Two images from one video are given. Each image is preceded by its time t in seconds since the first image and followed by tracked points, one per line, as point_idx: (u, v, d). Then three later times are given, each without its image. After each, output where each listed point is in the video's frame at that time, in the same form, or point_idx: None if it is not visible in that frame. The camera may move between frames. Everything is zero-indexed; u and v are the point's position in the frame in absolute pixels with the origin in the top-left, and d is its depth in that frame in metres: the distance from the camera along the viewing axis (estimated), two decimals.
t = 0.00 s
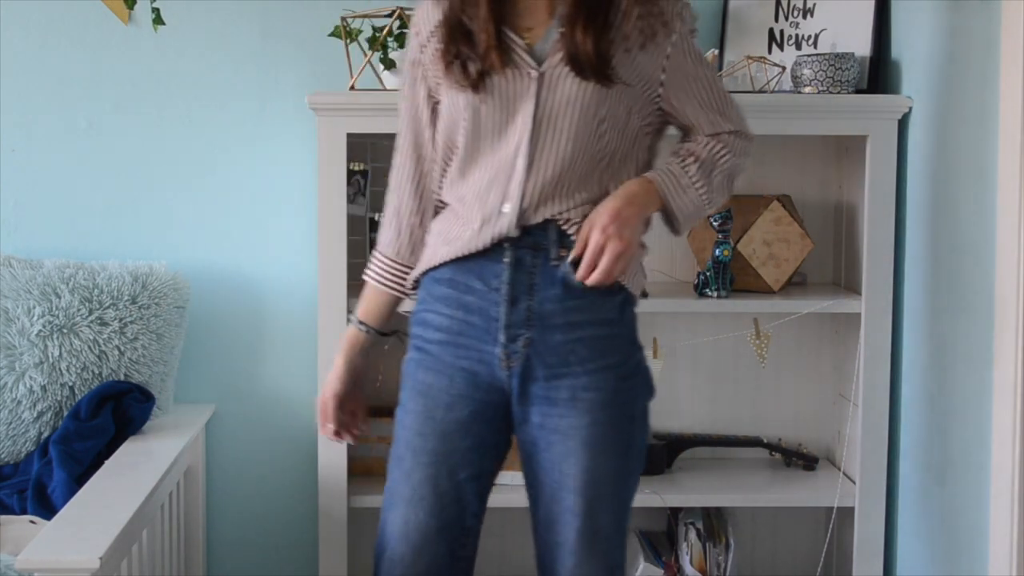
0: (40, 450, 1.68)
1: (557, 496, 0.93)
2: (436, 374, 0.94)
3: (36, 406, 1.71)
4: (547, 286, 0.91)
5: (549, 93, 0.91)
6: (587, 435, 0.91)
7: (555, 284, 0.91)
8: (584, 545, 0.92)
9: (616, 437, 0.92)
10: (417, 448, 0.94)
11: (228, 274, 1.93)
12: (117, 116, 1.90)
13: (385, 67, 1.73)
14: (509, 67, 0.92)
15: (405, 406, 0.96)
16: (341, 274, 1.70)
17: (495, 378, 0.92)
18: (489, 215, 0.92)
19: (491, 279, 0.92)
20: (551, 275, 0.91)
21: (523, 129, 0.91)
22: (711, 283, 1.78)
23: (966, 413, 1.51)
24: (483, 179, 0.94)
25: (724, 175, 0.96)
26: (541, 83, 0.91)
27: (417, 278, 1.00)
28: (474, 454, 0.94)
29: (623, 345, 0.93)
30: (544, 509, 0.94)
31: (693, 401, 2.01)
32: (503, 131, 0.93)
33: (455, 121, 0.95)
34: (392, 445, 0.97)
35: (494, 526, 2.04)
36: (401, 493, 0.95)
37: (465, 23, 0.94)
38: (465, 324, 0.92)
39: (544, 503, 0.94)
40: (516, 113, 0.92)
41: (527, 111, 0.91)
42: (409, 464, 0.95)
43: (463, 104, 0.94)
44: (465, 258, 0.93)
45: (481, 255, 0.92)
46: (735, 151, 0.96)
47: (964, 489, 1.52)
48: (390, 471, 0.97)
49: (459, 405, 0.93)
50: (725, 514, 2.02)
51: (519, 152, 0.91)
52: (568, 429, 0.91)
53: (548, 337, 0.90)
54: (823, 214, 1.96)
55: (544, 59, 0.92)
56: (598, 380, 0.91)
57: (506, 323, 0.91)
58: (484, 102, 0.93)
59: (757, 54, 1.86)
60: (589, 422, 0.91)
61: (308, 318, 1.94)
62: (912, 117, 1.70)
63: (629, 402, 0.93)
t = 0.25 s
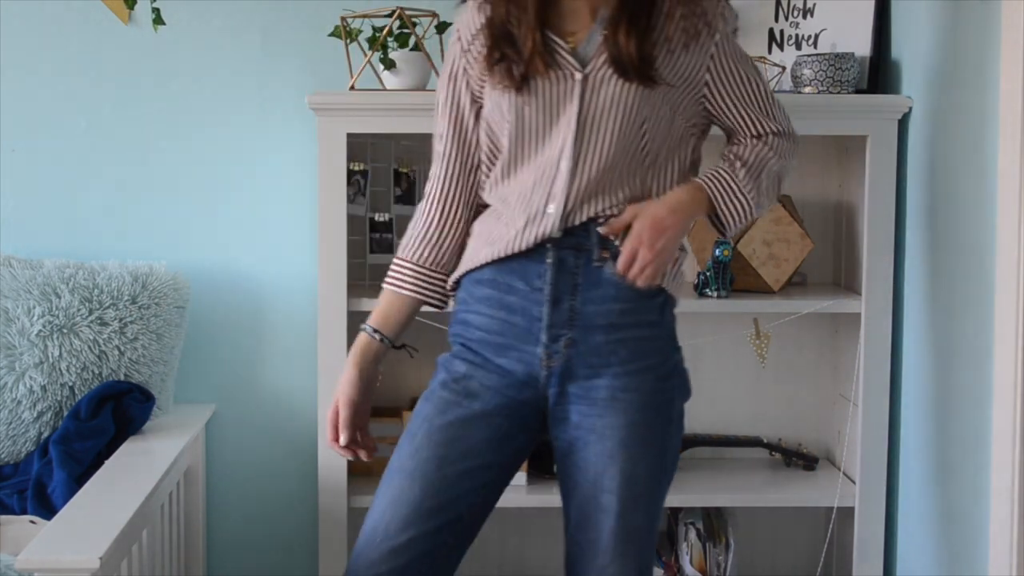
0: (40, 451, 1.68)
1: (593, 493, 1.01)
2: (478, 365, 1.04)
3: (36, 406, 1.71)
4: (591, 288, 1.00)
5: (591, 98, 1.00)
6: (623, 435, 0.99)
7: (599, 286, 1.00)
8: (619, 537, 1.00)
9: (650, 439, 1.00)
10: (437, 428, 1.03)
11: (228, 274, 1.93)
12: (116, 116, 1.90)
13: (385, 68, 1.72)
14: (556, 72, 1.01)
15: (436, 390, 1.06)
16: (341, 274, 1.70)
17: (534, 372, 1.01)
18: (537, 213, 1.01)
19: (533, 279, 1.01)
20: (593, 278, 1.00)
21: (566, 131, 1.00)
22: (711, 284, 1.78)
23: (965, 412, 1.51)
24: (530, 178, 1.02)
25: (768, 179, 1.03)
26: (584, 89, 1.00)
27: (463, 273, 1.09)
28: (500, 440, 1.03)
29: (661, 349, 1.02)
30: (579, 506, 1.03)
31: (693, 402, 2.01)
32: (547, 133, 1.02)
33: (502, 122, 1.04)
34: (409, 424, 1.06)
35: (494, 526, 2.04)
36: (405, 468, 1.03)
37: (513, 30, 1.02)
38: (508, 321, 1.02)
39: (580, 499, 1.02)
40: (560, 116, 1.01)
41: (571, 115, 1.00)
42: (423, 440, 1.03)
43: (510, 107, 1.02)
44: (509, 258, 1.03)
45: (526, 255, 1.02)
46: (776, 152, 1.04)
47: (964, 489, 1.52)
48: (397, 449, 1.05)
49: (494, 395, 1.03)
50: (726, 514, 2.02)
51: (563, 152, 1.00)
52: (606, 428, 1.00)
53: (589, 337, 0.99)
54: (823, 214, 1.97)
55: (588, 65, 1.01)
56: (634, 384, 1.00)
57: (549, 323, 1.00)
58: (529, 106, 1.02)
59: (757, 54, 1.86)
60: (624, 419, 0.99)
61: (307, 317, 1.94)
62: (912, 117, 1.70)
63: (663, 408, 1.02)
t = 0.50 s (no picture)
0: (40, 450, 1.68)
1: (612, 493, 1.03)
2: (497, 360, 1.06)
3: (36, 406, 1.71)
4: (613, 288, 1.03)
5: (618, 101, 1.03)
6: (642, 435, 1.02)
7: (620, 287, 1.03)
8: (636, 537, 1.02)
9: (668, 440, 1.03)
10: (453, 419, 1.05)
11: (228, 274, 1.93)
12: (116, 116, 1.90)
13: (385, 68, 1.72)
14: (586, 72, 1.04)
15: (451, 382, 1.08)
16: (341, 273, 1.70)
17: (554, 371, 1.04)
18: (561, 211, 1.03)
19: (557, 278, 1.04)
20: (616, 279, 1.03)
21: (593, 131, 1.03)
22: (711, 284, 1.78)
23: (965, 412, 1.51)
24: (553, 176, 1.04)
25: (782, 200, 1.08)
26: (612, 91, 1.03)
27: (482, 272, 1.11)
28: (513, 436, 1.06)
29: (676, 351, 1.06)
30: (597, 506, 1.05)
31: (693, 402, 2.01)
32: (572, 132, 1.04)
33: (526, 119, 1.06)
34: (423, 413, 1.07)
35: (494, 527, 2.04)
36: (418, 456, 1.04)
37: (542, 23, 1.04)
38: (531, 320, 1.05)
39: (598, 499, 1.04)
40: (587, 117, 1.03)
41: (597, 115, 1.03)
42: (438, 430, 1.05)
43: (535, 103, 1.04)
44: (533, 257, 1.05)
45: (549, 254, 1.04)
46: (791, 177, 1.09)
47: (964, 489, 1.52)
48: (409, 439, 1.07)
49: (513, 390, 1.05)
50: (726, 515, 2.02)
51: (588, 152, 1.02)
52: (626, 427, 1.02)
53: (610, 336, 1.03)
54: (823, 215, 1.97)
55: (617, 67, 1.04)
56: (653, 385, 1.03)
57: (571, 322, 1.03)
58: (555, 103, 1.04)
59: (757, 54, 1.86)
60: (644, 419, 1.02)
61: (308, 317, 1.94)
62: (912, 117, 1.70)
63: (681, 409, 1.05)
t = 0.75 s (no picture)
0: (40, 450, 1.68)
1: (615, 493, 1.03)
2: (500, 357, 1.07)
3: (36, 406, 1.71)
4: (617, 290, 1.03)
5: (627, 104, 1.03)
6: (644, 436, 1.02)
7: (624, 289, 1.03)
8: (637, 537, 1.02)
9: (670, 439, 1.03)
10: (454, 414, 1.05)
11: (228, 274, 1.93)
12: (116, 116, 1.89)
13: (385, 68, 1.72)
14: (594, 74, 1.04)
15: (453, 376, 1.08)
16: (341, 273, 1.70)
17: (557, 370, 1.04)
18: (567, 214, 1.03)
19: (561, 278, 1.04)
20: (620, 280, 1.03)
21: (601, 134, 1.03)
22: (711, 284, 1.78)
23: (965, 412, 1.51)
24: (560, 178, 1.05)
25: (787, 208, 1.08)
26: (621, 94, 1.03)
27: (485, 270, 1.12)
28: (515, 432, 1.06)
29: (680, 351, 1.06)
30: (597, 506, 1.05)
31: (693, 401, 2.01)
32: (580, 134, 1.04)
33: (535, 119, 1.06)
34: (424, 407, 1.08)
35: (494, 527, 2.04)
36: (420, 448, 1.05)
37: (555, 23, 1.04)
38: (534, 319, 1.05)
39: (599, 499, 1.05)
40: (596, 119, 1.04)
41: (606, 118, 1.03)
42: (440, 424, 1.05)
43: (544, 104, 1.05)
44: (537, 257, 1.05)
45: (553, 255, 1.04)
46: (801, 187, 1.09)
47: (964, 488, 1.52)
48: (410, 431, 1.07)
49: (515, 387, 1.06)
50: (725, 514, 2.02)
51: (596, 155, 1.03)
52: (627, 428, 1.02)
53: (612, 336, 1.03)
54: (823, 215, 1.97)
55: (626, 69, 1.04)
56: (654, 385, 1.03)
57: (574, 322, 1.03)
58: (564, 105, 1.04)
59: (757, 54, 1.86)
60: (646, 419, 1.02)
61: (307, 317, 1.94)
62: (912, 117, 1.70)
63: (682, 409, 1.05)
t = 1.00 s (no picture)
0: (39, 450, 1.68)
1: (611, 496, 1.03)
2: (498, 357, 1.07)
3: (36, 406, 1.71)
4: (613, 290, 1.03)
5: (626, 106, 1.03)
6: (640, 438, 1.02)
7: (619, 290, 1.03)
8: (633, 539, 1.03)
9: (667, 442, 1.03)
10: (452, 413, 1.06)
11: (228, 274, 1.93)
12: (116, 116, 1.90)
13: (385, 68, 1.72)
14: (593, 76, 1.04)
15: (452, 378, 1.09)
16: (341, 273, 1.70)
17: (553, 371, 1.04)
18: (563, 215, 1.03)
19: (557, 278, 1.04)
20: (616, 281, 1.03)
21: (600, 136, 1.03)
22: (711, 284, 1.78)
23: (965, 412, 1.51)
24: (558, 179, 1.05)
25: (791, 212, 1.08)
26: (620, 96, 1.03)
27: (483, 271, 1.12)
28: (511, 432, 1.06)
29: (679, 352, 1.05)
30: (595, 508, 1.05)
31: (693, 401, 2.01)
32: (579, 135, 1.05)
33: (534, 121, 1.07)
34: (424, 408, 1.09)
35: (493, 527, 2.04)
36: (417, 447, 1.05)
37: (554, 25, 1.04)
38: (530, 319, 1.05)
39: (596, 501, 1.05)
40: (595, 121, 1.04)
41: (605, 120, 1.03)
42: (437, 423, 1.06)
43: (544, 105, 1.05)
44: (534, 257, 1.05)
45: (549, 255, 1.04)
46: (805, 191, 1.08)
47: (964, 489, 1.51)
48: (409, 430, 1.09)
49: (511, 388, 1.06)
50: (726, 515, 2.02)
51: (593, 157, 1.03)
52: (624, 431, 1.02)
53: (608, 338, 1.03)
54: (823, 215, 1.96)
55: (626, 71, 1.04)
56: (651, 388, 1.03)
57: (570, 322, 1.03)
58: (562, 106, 1.05)
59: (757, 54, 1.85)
60: (643, 422, 1.02)
61: (307, 317, 1.94)
62: (912, 117, 1.70)
63: (680, 411, 1.04)
